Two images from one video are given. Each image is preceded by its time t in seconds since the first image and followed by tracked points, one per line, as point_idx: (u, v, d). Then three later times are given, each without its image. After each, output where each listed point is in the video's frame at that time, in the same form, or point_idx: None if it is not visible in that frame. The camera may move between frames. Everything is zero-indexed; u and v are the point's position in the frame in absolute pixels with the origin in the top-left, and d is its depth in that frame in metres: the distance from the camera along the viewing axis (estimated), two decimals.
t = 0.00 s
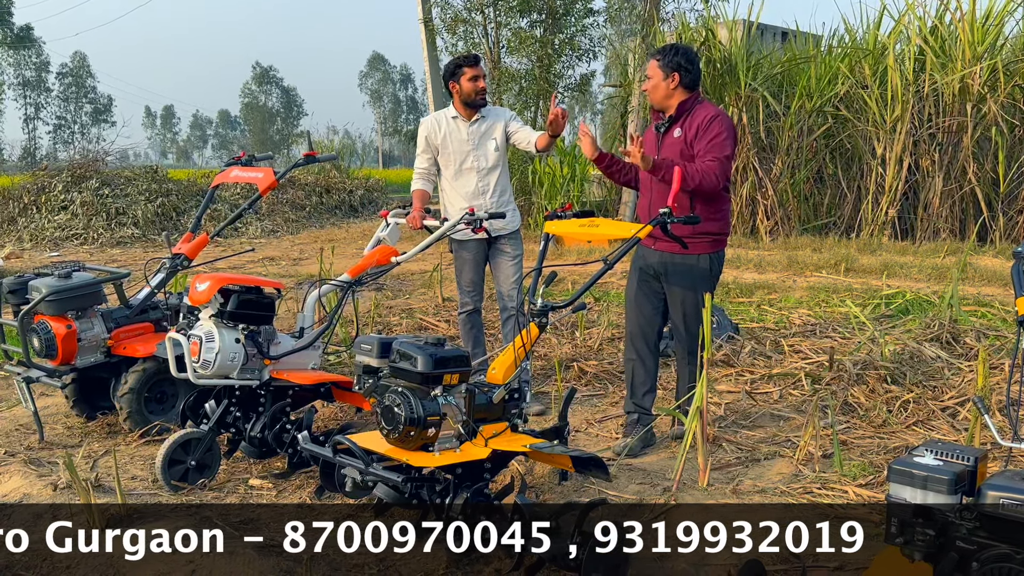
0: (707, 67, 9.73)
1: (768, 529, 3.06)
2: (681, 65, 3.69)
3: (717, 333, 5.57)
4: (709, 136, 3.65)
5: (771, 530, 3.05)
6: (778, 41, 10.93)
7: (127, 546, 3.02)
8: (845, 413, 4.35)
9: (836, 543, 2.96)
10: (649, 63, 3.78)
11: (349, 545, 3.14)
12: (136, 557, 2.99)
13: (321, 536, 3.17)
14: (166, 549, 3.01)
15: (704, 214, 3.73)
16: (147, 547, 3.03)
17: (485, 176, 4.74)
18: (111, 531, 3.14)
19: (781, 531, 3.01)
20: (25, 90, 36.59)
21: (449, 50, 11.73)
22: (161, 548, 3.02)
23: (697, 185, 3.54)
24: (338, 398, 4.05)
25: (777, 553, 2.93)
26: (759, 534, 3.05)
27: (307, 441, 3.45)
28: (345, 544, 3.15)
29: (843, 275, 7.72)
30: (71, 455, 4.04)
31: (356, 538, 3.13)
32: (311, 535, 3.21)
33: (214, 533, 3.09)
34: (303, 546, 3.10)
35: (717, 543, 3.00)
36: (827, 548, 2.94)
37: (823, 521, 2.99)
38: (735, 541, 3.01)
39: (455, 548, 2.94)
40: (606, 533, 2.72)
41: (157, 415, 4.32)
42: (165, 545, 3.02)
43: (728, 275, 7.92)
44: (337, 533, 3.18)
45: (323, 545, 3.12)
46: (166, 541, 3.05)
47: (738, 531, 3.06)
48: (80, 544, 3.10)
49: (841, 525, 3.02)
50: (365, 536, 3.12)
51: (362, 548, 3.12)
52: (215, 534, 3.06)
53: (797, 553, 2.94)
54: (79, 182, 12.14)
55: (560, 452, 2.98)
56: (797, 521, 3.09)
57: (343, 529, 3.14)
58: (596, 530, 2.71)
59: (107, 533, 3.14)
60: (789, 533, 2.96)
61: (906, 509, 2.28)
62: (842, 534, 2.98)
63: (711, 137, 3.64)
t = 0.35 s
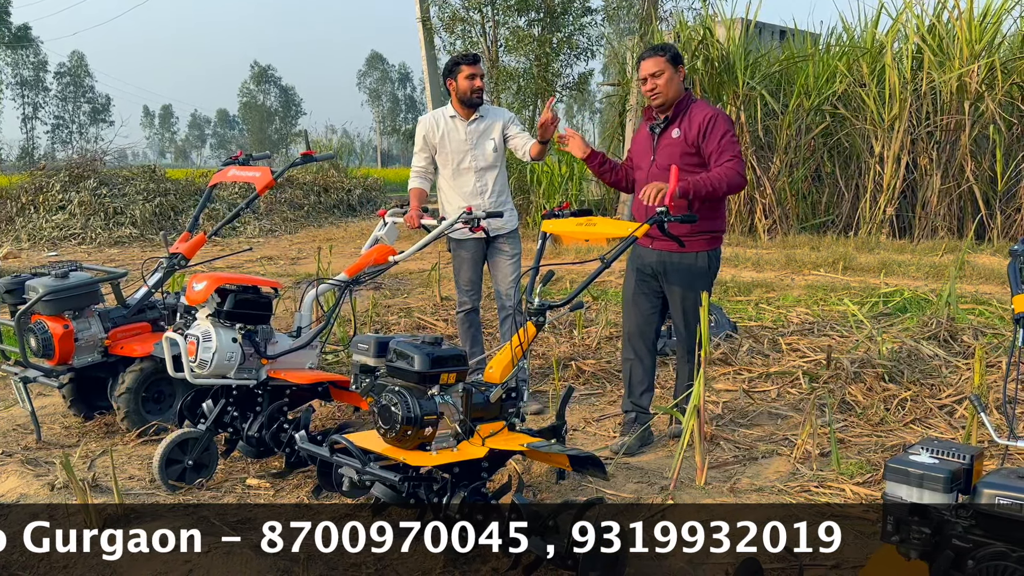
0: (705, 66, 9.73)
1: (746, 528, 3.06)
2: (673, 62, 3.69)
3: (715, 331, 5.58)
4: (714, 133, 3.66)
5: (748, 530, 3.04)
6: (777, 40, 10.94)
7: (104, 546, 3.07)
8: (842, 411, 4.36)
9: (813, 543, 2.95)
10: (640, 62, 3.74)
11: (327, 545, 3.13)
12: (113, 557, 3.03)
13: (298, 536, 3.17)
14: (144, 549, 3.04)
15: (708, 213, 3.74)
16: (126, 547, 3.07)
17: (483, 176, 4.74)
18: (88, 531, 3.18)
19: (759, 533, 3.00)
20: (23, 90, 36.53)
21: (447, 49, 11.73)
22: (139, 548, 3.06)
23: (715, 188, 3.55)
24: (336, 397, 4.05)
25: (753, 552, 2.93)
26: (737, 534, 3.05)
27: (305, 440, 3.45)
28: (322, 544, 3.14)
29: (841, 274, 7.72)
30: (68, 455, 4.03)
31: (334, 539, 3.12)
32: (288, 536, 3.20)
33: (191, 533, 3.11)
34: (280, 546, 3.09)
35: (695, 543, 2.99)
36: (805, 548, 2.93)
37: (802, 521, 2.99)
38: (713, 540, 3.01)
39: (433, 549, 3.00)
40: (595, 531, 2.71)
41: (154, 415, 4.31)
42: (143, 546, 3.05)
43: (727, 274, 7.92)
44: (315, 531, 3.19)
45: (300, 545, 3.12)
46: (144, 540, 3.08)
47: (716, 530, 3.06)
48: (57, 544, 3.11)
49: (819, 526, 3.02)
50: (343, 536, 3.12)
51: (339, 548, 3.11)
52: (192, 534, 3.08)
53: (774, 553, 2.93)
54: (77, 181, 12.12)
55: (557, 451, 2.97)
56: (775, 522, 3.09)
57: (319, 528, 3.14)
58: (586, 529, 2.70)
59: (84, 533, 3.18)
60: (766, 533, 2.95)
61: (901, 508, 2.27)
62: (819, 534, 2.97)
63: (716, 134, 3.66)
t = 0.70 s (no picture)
0: (701, 66, 9.74)
1: (724, 528, 3.06)
2: (663, 63, 3.70)
3: (712, 331, 5.58)
4: (715, 130, 3.69)
5: (726, 530, 3.05)
6: (773, 39, 10.96)
7: (82, 545, 3.09)
8: (838, 410, 4.36)
9: (792, 543, 2.95)
10: (631, 67, 3.71)
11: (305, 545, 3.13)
12: (91, 556, 3.05)
13: (276, 536, 3.16)
14: (122, 549, 3.06)
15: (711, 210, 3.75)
16: (103, 546, 3.09)
17: (479, 176, 4.74)
18: (65, 531, 3.20)
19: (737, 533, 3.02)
20: (19, 90, 36.45)
21: (443, 49, 11.73)
22: (117, 548, 3.08)
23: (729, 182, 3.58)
24: (332, 398, 4.05)
25: (731, 552, 2.93)
26: (714, 534, 3.06)
27: (301, 441, 3.44)
28: (300, 544, 3.13)
29: (837, 273, 7.73)
30: (64, 457, 4.03)
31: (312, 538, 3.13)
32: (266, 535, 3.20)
33: (169, 533, 3.14)
34: (258, 546, 3.07)
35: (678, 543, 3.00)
36: (784, 548, 2.92)
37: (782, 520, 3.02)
38: (697, 540, 3.01)
39: (410, 549, 3.06)
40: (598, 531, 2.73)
41: (150, 417, 4.31)
42: (121, 545, 3.08)
43: (723, 273, 7.93)
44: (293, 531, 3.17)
45: (278, 545, 3.10)
46: (121, 540, 3.11)
47: (694, 530, 3.07)
48: (36, 544, 3.12)
49: (797, 525, 3.02)
50: (321, 535, 3.13)
51: (317, 548, 3.11)
52: (170, 533, 3.10)
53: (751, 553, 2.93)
54: (73, 182, 12.11)
55: (554, 450, 2.97)
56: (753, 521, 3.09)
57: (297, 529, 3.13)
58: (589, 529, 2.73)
59: (61, 533, 3.20)
60: (743, 534, 2.96)
61: (896, 507, 2.27)
62: (796, 534, 2.97)
63: (715, 131, 3.70)
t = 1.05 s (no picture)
0: (696, 66, 9.75)
1: (701, 528, 3.07)
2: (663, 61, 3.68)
3: (707, 330, 5.59)
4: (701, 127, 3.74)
5: (703, 530, 3.06)
6: (767, 39, 10.98)
7: (60, 546, 3.10)
8: (833, 409, 4.37)
9: (769, 543, 2.95)
10: (634, 61, 3.64)
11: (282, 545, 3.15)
12: (68, 556, 3.07)
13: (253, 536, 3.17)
14: (99, 549, 3.08)
15: (697, 210, 3.78)
16: (81, 546, 3.10)
17: (474, 177, 4.74)
18: (44, 530, 3.22)
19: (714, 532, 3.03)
20: (13, 93, 36.35)
21: (438, 50, 11.74)
22: (94, 548, 3.10)
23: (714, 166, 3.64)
24: (328, 399, 4.05)
25: (706, 553, 2.94)
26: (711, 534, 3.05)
27: (297, 443, 3.44)
28: (277, 544, 3.15)
29: (832, 272, 7.75)
30: (59, 460, 4.02)
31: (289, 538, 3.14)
32: (243, 535, 3.21)
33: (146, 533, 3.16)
34: (235, 546, 3.08)
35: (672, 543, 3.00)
36: (761, 548, 2.92)
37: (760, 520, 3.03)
38: (694, 540, 3.01)
39: (387, 549, 3.07)
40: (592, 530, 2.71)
41: (145, 419, 4.30)
42: (98, 545, 3.10)
43: (719, 273, 7.95)
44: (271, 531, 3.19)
45: (255, 545, 3.11)
46: (99, 541, 3.12)
47: (671, 531, 3.08)
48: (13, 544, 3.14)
49: (775, 526, 3.02)
50: (299, 535, 3.14)
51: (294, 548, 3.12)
52: (148, 534, 3.11)
53: (728, 553, 2.94)
54: (68, 184, 12.09)
55: (549, 451, 2.97)
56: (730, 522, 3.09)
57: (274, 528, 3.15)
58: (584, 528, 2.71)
59: (40, 534, 3.22)
60: (720, 534, 2.97)
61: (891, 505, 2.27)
62: (774, 535, 2.97)
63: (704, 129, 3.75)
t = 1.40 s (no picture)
0: (691, 67, 9.77)
1: (679, 528, 3.08)
2: (647, 63, 3.69)
3: (703, 330, 5.61)
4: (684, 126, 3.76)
5: (681, 530, 3.07)
6: (762, 39, 11.01)
7: (38, 546, 3.13)
8: (829, 409, 4.38)
9: (746, 543, 2.96)
10: (618, 64, 3.65)
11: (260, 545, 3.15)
12: (45, 556, 3.10)
13: (231, 536, 3.17)
14: (77, 548, 3.11)
15: (686, 210, 3.81)
16: (58, 546, 3.14)
17: (468, 178, 4.75)
18: (21, 531, 3.27)
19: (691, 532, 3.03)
20: (7, 96, 36.23)
21: (433, 52, 11.74)
22: (72, 547, 3.13)
23: (698, 159, 3.66)
24: (324, 401, 4.05)
25: (685, 553, 2.95)
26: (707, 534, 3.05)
27: (293, 445, 3.44)
28: (255, 544, 3.15)
29: (828, 272, 7.77)
30: (55, 463, 4.01)
31: (266, 538, 3.15)
32: (221, 535, 3.22)
33: (124, 533, 3.18)
34: (214, 546, 3.09)
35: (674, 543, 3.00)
36: (739, 548, 2.93)
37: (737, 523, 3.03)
38: (691, 540, 3.01)
39: (364, 549, 3.09)
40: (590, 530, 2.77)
41: (142, 421, 4.29)
42: (76, 545, 3.12)
43: (714, 274, 7.96)
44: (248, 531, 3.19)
45: (232, 545, 3.11)
46: (77, 540, 3.15)
47: (648, 531, 3.08)
48: None
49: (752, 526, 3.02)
50: (276, 535, 3.16)
51: (272, 548, 3.13)
52: (125, 534, 3.15)
53: (717, 553, 2.95)
54: (63, 187, 12.07)
55: (546, 451, 2.98)
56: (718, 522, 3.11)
57: (252, 528, 3.15)
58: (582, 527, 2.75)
59: (17, 534, 3.25)
60: (699, 534, 2.98)
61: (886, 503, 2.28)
62: (752, 534, 2.98)
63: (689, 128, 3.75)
